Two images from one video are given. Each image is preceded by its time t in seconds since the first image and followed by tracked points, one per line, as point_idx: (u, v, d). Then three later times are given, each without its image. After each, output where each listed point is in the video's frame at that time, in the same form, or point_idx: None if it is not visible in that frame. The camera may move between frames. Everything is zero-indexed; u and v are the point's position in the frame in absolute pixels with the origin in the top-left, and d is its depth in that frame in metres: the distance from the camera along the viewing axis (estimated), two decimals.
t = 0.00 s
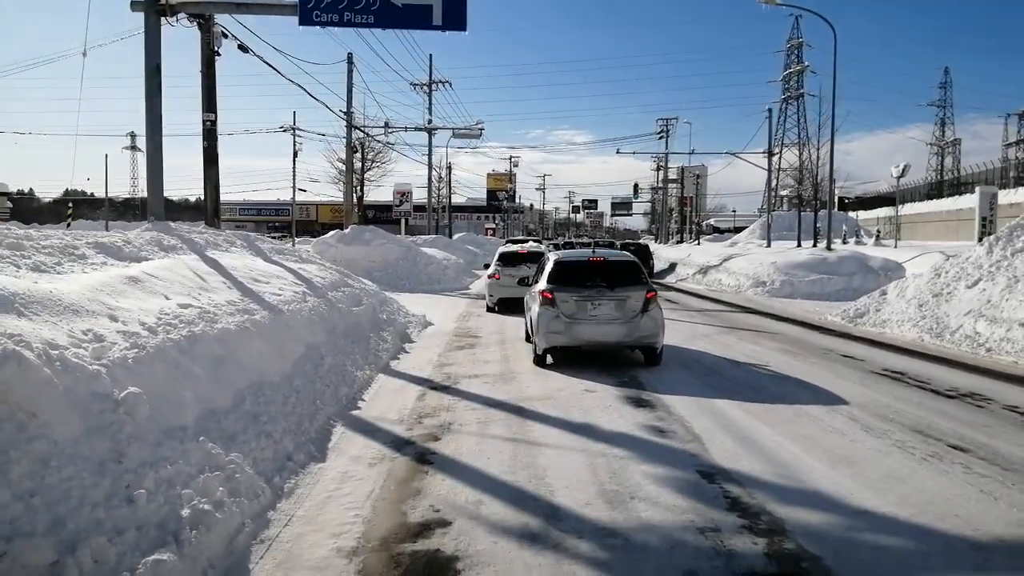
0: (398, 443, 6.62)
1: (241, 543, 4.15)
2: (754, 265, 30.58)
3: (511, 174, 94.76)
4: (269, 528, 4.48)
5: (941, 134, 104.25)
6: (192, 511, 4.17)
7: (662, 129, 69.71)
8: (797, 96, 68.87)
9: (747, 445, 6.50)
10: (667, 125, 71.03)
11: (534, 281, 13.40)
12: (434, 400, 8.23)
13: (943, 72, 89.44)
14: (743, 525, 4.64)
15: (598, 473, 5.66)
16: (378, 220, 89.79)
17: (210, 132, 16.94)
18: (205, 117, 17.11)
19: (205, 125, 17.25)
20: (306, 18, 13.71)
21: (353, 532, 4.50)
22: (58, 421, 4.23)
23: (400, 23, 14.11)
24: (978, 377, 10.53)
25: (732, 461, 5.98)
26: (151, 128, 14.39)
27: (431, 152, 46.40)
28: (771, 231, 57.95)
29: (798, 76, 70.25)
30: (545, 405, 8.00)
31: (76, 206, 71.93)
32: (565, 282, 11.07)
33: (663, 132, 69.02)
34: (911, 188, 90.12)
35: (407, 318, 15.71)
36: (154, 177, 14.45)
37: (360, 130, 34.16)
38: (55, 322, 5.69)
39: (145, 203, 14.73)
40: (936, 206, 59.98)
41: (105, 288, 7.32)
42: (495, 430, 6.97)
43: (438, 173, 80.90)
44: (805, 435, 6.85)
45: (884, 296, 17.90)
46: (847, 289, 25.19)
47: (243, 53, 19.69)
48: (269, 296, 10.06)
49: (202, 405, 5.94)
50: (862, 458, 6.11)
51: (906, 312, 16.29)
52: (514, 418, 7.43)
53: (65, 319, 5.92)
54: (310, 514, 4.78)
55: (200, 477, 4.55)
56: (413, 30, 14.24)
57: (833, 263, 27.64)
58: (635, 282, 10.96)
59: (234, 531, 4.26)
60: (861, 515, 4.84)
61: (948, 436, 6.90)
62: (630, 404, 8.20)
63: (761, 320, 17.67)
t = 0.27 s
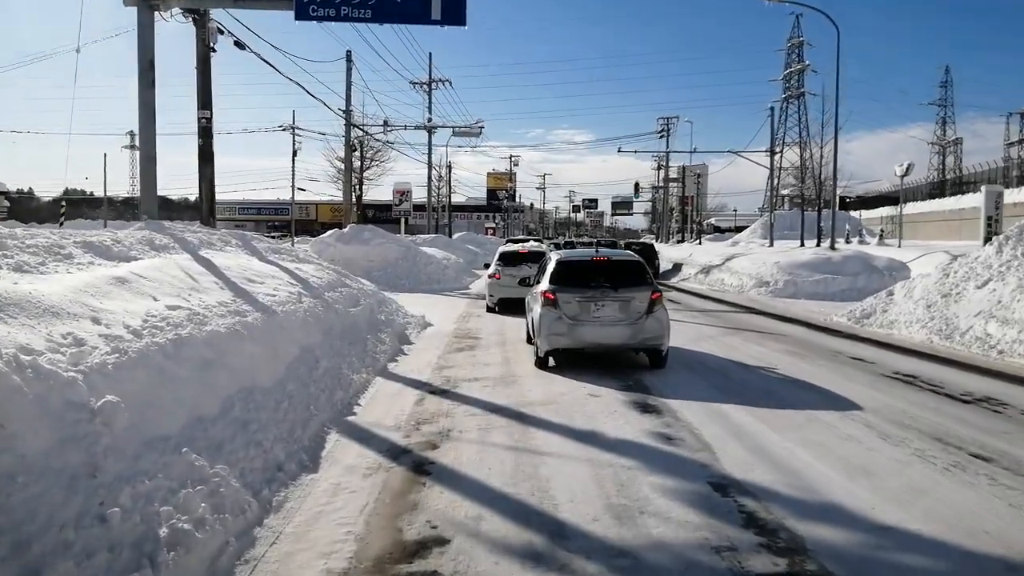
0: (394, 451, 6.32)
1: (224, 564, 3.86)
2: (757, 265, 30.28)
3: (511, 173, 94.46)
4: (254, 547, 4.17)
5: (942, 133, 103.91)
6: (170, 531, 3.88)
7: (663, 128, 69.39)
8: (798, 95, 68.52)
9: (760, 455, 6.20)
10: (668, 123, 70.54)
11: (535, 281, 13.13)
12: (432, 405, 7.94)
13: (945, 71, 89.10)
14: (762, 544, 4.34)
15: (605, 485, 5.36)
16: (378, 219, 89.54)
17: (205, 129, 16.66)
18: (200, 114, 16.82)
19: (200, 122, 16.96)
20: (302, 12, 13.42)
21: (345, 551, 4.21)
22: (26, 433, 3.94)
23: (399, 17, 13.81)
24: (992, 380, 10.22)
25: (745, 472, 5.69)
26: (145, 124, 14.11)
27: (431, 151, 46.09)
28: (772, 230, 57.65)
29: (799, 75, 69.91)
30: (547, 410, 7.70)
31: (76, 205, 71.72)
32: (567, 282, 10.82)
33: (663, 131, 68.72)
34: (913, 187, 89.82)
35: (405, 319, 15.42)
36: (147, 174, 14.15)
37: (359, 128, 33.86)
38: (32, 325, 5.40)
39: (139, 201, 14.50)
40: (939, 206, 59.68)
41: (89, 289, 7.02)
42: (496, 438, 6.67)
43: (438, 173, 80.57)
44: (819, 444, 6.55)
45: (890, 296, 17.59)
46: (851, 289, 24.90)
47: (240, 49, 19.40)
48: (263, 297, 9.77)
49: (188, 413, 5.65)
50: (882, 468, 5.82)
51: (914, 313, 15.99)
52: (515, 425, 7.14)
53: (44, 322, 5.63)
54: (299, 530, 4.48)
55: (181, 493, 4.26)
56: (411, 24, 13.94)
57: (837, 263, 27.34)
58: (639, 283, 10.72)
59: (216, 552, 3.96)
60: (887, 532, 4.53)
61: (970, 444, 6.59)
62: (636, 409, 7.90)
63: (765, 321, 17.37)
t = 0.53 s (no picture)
0: (390, 458, 6.04)
1: None
2: (760, 266, 29.99)
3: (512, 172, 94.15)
4: (239, 565, 3.90)
5: (945, 134, 103.54)
6: (147, 549, 3.60)
7: (665, 127, 69.04)
8: (801, 95, 68.18)
9: (773, 465, 5.92)
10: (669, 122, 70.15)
11: (537, 281, 12.86)
12: (431, 409, 7.66)
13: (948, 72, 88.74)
14: (781, 564, 4.06)
15: (612, 497, 5.08)
16: (378, 217, 89.25)
17: (202, 124, 16.37)
18: (197, 109, 16.54)
19: (196, 117, 16.67)
20: (299, 4, 13.13)
21: (336, 570, 3.93)
22: None
23: (399, 11, 13.52)
24: (1007, 386, 9.93)
25: (759, 484, 5.41)
26: (139, 118, 13.83)
27: (431, 148, 45.77)
28: (774, 230, 57.34)
29: (802, 75, 69.56)
30: (550, 415, 7.42)
31: (76, 202, 71.46)
32: (570, 282, 10.56)
33: (665, 130, 68.38)
34: (915, 188, 89.49)
35: (404, 319, 15.15)
36: (141, 170, 13.87)
37: (359, 125, 33.56)
38: (9, 326, 5.12)
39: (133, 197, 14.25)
40: (941, 207, 59.36)
41: (74, 287, 6.74)
42: (497, 445, 6.39)
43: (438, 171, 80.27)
44: (835, 453, 6.27)
45: (898, 299, 17.31)
46: (855, 291, 24.63)
47: (237, 43, 19.11)
48: (257, 296, 9.49)
49: (173, 419, 5.38)
50: (902, 480, 5.53)
51: (922, 315, 15.70)
52: (517, 431, 6.85)
53: (22, 322, 5.35)
54: (288, 546, 4.21)
55: (160, 506, 3.98)
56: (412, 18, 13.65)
57: (841, 264, 27.04)
58: (644, 283, 10.46)
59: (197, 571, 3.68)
60: (914, 552, 4.25)
61: (992, 455, 6.31)
62: (642, 414, 7.63)
63: (770, 323, 17.09)
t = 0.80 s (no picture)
0: (386, 466, 5.80)
1: None
2: (762, 263, 29.75)
3: (512, 171, 93.88)
4: None
5: (945, 130, 103.25)
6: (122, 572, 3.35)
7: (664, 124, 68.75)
8: (801, 92, 67.90)
9: (786, 472, 5.67)
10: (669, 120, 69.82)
11: (537, 280, 12.63)
12: (429, 414, 7.41)
13: (947, 68, 88.42)
14: None
15: (619, 508, 4.84)
16: (377, 216, 88.98)
17: (196, 122, 16.12)
18: (191, 107, 16.28)
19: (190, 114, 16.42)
20: None
21: None
22: None
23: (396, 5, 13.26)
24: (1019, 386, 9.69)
25: (771, 494, 5.16)
26: (131, 116, 13.58)
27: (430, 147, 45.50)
28: (775, 228, 57.09)
29: (802, 72, 69.26)
30: (552, 419, 7.17)
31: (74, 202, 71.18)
32: (572, 282, 10.33)
33: (665, 128, 68.11)
34: (916, 185, 89.23)
35: (403, 319, 14.90)
36: (134, 169, 13.62)
37: (356, 124, 33.30)
38: None
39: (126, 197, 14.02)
40: (942, 203, 59.11)
41: (58, 289, 6.49)
42: (497, 451, 6.14)
43: (438, 169, 80.02)
44: (849, 459, 6.02)
45: (903, 296, 17.06)
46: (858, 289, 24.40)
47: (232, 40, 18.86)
48: (251, 297, 9.24)
49: (157, 427, 5.13)
50: (921, 488, 5.29)
51: (929, 313, 15.45)
52: (518, 436, 6.61)
53: None
54: (276, 565, 3.96)
55: (139, 524, 3.74)
56: (408, 13, 13.39)
57: (844, 261, 26.79)
58: (647, 282, 10.22)
59: None
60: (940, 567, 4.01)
61: (1012, 460, 6.06)
62: (647, 417, 7.39)
63: (774, 321, 16.85)
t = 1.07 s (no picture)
0: (381, 475, 5.58)
1: None
2: (763, 262, 29.54)
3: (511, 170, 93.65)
4: None
5: (944, 129, 103.25)
6: None
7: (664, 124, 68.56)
8: (800, 90, 67.69)
9: (797, 481, 5.45)
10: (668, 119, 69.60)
11: (537, 280, 12.42)
12: (426, 419, 7.19)
13: (947, 66, 88.27)
14: None
15: (624, 519, 4.62)
16: (376, 216, 88.75)
17: (191, 121, 15.89)
18: (186, 105, 16.05)
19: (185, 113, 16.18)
20: None
21: None
22: None
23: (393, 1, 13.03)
24: None
25: (783, 504, 4.94)
26: (125, 115, 13.36)
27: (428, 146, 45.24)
28: (775, 227, 56.90)
29: (801, 70, 69.05)
30: (554, 424, 6.95)
31: (72, 202, 70.92)
32: (572, 282, 10.12)
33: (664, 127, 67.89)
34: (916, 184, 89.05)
35: (401, 320, 14.69)
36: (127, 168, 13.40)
37: (354, 123, 33.05)
38: None
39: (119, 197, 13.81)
40: (943, 202, 58.93)
41: (42, 291, 6.27)
42: (496, 459, 5.92)
43: (437, 169, 79.79)
44: (862, 467, 5.81)
45: (908, 296, 16.85)
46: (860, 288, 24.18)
47: (228, 38, 18.63)
48: (244, 299, 9.02)
49: (141, 436, 4.91)
50: (939, 497, 5.08)
51: (934, 313, 15.24)
52: (518, 442, 6.39)
53: None
54: None
55: (116, 541, 3.53)
56: (406, 9, 13.17)
57: (846, 260, 26.58)
58: (650, 282, 10.01)
59: None
60: None
61: None
62: (651, 421, 7.17)
63: (776, 321, 16.64)
